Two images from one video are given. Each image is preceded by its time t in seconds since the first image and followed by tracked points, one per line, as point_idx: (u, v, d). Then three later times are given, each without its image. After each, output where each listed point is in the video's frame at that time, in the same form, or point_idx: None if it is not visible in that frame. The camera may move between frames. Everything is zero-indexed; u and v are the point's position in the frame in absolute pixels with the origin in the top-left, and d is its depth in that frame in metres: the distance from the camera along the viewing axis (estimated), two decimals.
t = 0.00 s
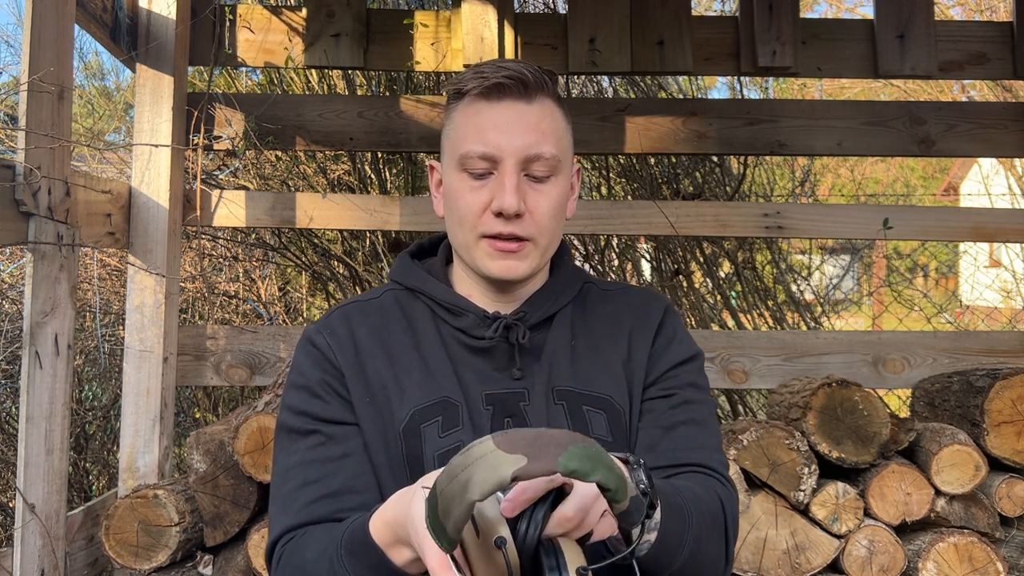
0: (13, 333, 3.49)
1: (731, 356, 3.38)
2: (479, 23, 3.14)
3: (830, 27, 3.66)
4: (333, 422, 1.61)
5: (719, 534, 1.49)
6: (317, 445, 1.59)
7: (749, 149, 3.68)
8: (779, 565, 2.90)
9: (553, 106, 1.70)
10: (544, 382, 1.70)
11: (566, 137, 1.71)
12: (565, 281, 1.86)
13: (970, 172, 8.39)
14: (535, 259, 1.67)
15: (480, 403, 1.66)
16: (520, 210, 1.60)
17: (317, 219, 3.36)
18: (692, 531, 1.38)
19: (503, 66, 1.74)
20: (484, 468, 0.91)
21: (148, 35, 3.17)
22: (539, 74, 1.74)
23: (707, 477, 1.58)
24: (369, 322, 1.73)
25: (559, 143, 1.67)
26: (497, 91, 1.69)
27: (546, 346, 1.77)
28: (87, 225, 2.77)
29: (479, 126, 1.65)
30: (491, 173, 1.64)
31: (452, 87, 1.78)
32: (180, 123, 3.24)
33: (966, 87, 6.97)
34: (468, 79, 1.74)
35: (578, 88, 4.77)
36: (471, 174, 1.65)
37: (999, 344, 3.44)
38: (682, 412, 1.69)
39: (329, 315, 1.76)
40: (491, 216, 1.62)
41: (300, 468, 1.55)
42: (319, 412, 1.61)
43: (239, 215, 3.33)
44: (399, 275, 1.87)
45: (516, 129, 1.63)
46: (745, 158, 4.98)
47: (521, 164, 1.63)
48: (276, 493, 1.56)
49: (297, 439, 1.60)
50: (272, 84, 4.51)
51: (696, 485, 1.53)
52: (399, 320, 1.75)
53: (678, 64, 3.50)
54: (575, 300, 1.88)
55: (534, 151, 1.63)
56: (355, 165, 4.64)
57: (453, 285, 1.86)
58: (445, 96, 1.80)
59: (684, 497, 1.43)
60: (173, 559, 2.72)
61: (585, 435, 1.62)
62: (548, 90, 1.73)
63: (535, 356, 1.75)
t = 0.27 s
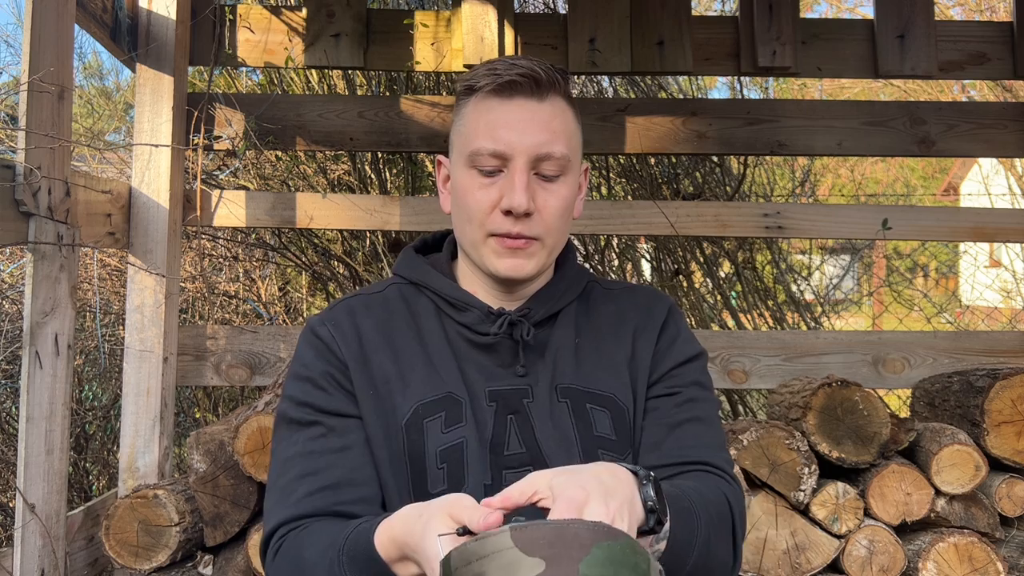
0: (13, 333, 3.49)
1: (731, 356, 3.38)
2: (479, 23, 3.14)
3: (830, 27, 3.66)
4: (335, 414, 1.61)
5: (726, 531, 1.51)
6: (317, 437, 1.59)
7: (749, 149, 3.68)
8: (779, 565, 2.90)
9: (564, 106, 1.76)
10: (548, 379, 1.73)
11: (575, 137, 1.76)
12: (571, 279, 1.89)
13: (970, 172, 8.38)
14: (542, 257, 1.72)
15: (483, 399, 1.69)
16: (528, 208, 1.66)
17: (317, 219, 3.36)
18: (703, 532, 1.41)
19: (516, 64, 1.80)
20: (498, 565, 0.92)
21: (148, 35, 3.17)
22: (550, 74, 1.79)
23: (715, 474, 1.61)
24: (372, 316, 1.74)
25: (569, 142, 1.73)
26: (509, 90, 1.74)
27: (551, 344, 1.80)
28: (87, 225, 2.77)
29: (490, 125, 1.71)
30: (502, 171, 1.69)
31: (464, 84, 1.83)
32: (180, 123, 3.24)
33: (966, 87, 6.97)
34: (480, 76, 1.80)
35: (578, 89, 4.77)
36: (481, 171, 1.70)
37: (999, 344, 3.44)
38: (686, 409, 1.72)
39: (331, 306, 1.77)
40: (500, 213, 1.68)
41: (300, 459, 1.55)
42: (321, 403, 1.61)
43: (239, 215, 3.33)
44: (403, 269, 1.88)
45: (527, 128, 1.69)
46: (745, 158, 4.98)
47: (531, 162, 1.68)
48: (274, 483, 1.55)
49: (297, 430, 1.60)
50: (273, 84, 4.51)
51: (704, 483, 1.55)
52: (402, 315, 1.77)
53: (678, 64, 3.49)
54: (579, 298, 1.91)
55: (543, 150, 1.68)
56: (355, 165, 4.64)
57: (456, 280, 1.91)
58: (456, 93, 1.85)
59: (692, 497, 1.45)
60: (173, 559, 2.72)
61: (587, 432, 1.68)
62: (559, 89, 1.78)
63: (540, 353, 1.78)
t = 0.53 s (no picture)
0: (13, 333, 3.49)
1: (731, 356, 3.38)
2: (479, 23, 3.14)
3: (830, 27, 3.66)
4: (334, 401, 1.61)
5: (744, 519, 1.51)
6: (315, 423, 1.58)
7: (749, 149, 3.68)
8: (779, 565, 2.90)
9: (569, 102, 1.78)
10: (550, 372, 1.75)
11: (579, 132, 1.78)
12: (573, 274, 1.91)
13: (970, 172, 8.38)
14: (546, 252, 1.74)
15: (485, 393, 1.70)
16: (533, 202, 1.67)
17: (317, 219, 3.36)
18: (721, 518, 1.41)
19: (522, 59, 1.81)
20: None
21: (148, 35, 3.17)
22: (556, 70, 1.81)
23: (729, 462, 1.62)
24: (376, 306, 1.75)
25: (573, 137, 1.75)
26: (515, 84, 1.76)
27: (554, 338, 1.82)
28: (87, 225, 2.77)
29: (496, 118, 1.72)
30: (507, 164, 1.71)
31: (469, 77, 1.84)
32: (180, 122, 3.24)
33: (966, 87, 6.97)
34: (486, 69, 1.81)
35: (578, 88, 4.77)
36: (486, 165, 1.72)
37: (999, 344, 3.44)
38: (691, 397, 1.74)
39: (335, 297, 1.78)
40: (505, 207, 1.69)
41: (297, 444, 1.54)
42: (320, 391, 1.60)
43: (239, 215, 3.33)
44: (406, 263, 1.90)
45: (533, 122, 1.71)
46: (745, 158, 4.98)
47: (536, 157, 1.70)
48: (269, 468, 1.54)
49: (295, 415, 1.59)
50: (273, 84, 4.51)
51: (718, 471, 1.56)
52: (405, 307, 1.78)
53: (678, 64, 3.49)
54: (581, 294, 1.94)
55: (549, 144, 1.70)
56: (355, 165, 4.64)
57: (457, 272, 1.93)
58: (460, 87, 1.86)
59: (713, 486, 1.45)
60: (173, 559, 2.72)
61: (590, 425, 1.69)
62: (564, 85, 1.80)
63: (542, 347, 1.80)
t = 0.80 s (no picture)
0: (13, 333, 3.49)
1: (731, 356, 3.37)
2: (479, 23, 3.14)
3: (830, 27, 3.66)
4: (334, 395, 1.61)
5: (751, 501, 1.51)
6: (316, 417, 1.57)
7: (749, 149, 3.68)
8: (779, 565, 2.90)
9: (565, 96, 1.80)
10: (548, 367, 1.75)
11: (576, 127, 1.79)
12: (570, 270, 1.92)
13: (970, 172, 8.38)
14: (543, 245, 1.74)
15: (484, 388, 1.70)
16: (530, 194, 1.67)
17: (317, 219, 3.36)
18: (728, 498, 1.40)
19: (517, 55, 1.85)
20: None
21: (148, 35, 3.17)
22: (552, 66, 1.84)
23: (733, 444, 1.61)
24: (374, 302, 1.76)
25: (570, 131, 1.76)
26: (511, 80, 1.79)
27: (551, 332, 1.82)
28: (87, 225, 2.77)
29: (492, 113, 1.74)
30: (503, 158, 1.72)
31: (466, 74, 1.87)
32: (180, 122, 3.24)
33: (966, 87, 6.97)
34: (484, 65, 1.85)
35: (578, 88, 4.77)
36: (483, 159, 1.73)
37: (999, 344, 3.44)
38: (689, 382, 1.73)
39: (333, 293, 1.78)
40: (502, 200, 1.69)
41: (297, 438, 1.53)
42: (320, 384, 1.60)
43: (239, 215, 3.33)
44: (404, 260, 1.90)
45: (529, 115, 1.72)
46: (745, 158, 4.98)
47: (533, 150, 1.71)
48: (269, 462, 1.53)
49: (295, 410, 1.59)
50: (273, 84, 4.52)
51: (719, 453, 1.55)
52: (404, 302, 1.79)
53: (678, 63, 3.49)
54: (579, 290, 1.94)
55: (545, 138, 1.71)
56: (355, 165, 4.64)
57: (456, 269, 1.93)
58: (457, 85, 1.89)
59: (721, 471, 1.45)
60: (173, 559, 2.72)
61: (589, 419, 1.70)
62: (560, 81, 1.83)
63: (540, 341, 1.80)
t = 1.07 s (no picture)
0: (13, 333, 3.49)
1: (731, 356, 3.38)
2: (479, 23, 3.14)
3: (830, 27, 3.66)
4: (336, 401, 1.60)
5: (748, 493, 1.51)
6: (319, 424, 1.56)
7: (749, 149, 3.68)
8: (779, 565, 2.90)
9: (559, 94, 1.81)
10: (546, 365, 1.76)
11: (570, 125, 1.80)
12: (565, 269, 1.92)
13: (970, 172, 8.38)
14: (539, 244, 1.74)
15: (484, 388, 1.70)
16: (526, 193, 1.68)
17: (317, 219, 3.36)
18: (726, 493, 1.40)
19: (511, 54, 1.85)
20: None
21: (148, 35, 3.17)
22: (545, 63, 1.85)
23: (729, 435, 1.61)
24: (371, 305, 1.75)
25: (565, 129, 1.76)
26: (505, 79, 1.80)
27: (548, 330, 1.82)
28: (87, 225, 2.77)
29: (488, 111, 1.74)
30: (498, 157, 1.72)
31: (460, 73, 1.87)
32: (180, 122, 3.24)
33: (966, 87, 6.97)
34: (477, 63, 1.86)
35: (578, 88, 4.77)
36: (478, 158, 1.73)
37: (999, 344, 3.44)
38: (681, 373, 1.74)
39: (329, 297, 1.78)
40: (498, 199, 1.69)
41: (301, 447, 1.53)
42: (321, 390, 1.60)
43: (239, 215, 3.33)
44: (400, 262, 1.90)
45: (523, 113, 1.73)
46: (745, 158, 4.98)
47: (528, 149, 1.71)
48: (275, 474, 1.53)
49: (297, 418, 1.58)
50: (273, 84, 4.52)
51: (712, 444, 1.55)
52: (402, 305, 1.79)
53: (678, 64, 3.50)
54: (575, 287, 1.94)
55: (540, 136, 1.71)
56: (355, 165, 4.64)
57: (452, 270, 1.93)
58: (452, 85, 1.90)
59: (718, 469, 1.44)
60: (173, 559, 2.72)
61: (588, 417, 1.70)
62: (554, 79, 1.84)
63: (538, 340, 1.80)
